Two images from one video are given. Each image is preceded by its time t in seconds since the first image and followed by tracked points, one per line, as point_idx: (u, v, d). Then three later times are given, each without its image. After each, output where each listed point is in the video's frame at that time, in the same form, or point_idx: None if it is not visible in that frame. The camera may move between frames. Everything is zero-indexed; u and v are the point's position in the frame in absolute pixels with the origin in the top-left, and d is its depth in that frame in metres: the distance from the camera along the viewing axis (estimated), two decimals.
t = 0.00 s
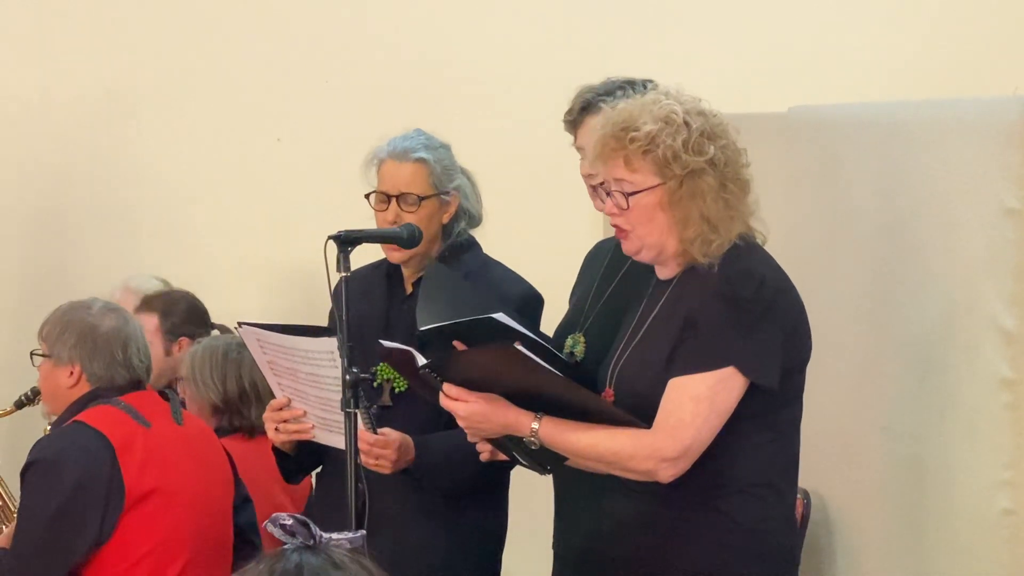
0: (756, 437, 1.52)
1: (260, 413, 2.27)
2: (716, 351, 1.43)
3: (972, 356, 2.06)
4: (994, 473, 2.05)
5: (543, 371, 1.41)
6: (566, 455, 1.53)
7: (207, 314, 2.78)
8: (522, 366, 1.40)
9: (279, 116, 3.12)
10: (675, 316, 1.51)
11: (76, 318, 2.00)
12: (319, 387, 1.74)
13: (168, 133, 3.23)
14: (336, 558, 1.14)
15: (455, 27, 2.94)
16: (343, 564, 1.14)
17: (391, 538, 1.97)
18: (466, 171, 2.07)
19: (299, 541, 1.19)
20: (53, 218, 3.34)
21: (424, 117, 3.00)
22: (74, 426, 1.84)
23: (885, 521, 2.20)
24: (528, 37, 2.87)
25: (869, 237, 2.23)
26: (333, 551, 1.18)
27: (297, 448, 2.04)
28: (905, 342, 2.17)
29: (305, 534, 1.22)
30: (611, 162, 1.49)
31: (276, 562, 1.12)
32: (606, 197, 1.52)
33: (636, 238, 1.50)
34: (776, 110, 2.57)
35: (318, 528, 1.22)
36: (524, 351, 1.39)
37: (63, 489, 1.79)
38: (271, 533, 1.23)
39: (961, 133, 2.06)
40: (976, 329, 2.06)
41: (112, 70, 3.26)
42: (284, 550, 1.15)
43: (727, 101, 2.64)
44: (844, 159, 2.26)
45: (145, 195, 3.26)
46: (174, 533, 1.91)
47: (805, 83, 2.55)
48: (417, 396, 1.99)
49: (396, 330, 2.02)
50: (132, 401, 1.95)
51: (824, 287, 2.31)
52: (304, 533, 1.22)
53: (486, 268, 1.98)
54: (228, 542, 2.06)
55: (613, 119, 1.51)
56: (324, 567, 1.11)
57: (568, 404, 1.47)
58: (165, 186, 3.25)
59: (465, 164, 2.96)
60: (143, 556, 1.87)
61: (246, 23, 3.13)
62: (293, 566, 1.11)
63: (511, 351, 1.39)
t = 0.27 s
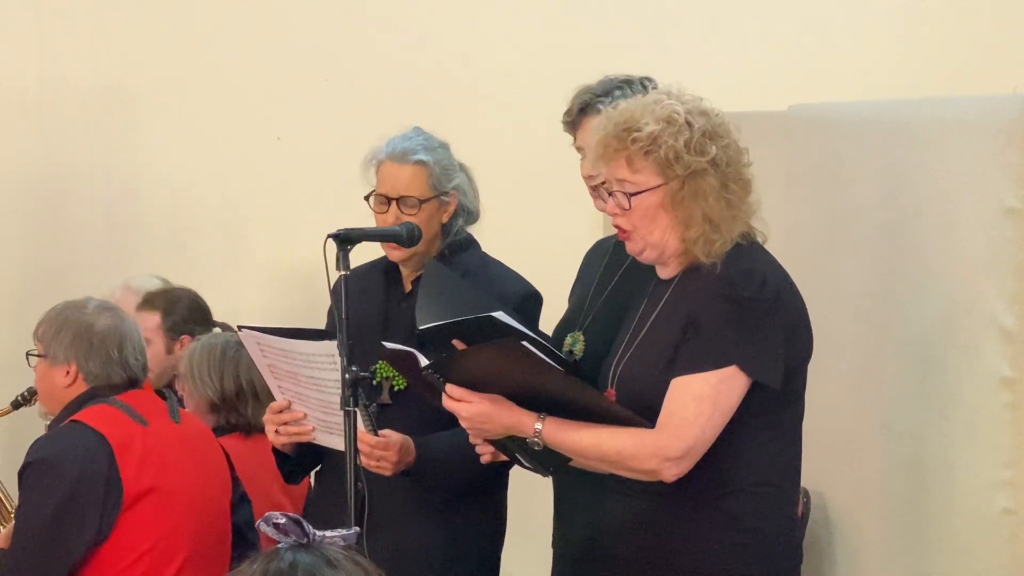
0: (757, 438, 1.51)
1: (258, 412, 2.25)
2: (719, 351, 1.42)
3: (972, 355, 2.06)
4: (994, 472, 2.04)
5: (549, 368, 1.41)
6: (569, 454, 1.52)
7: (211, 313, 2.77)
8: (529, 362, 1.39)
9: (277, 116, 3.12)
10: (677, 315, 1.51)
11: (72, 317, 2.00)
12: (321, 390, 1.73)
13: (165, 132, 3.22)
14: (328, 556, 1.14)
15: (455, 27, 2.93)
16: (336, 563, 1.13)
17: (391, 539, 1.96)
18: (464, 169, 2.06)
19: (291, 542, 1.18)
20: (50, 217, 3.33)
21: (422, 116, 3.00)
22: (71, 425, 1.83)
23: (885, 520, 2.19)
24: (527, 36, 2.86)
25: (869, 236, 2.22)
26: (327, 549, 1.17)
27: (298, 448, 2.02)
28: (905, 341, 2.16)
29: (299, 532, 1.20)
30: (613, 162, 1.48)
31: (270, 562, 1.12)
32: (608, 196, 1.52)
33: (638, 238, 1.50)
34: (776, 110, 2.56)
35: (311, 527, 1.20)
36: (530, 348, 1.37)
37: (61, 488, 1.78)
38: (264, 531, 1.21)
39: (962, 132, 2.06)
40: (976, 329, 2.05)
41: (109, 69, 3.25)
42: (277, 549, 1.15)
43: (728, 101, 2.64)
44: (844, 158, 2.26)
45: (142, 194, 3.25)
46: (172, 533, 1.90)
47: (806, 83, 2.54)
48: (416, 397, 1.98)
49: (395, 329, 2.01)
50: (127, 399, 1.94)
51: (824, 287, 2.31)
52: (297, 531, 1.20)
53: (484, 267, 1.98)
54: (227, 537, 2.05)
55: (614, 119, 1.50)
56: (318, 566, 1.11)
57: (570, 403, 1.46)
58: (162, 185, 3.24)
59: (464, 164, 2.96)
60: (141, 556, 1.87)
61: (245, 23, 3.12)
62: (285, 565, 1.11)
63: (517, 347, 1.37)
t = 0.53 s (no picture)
0: (756, 436, 1.51)
1: (259, 412, 2.27)
2: (721, 347, 1.43)
3: (973, 354, 2.06)
4: (994, 471, 2.05)
5: (547, 365, 1.45)
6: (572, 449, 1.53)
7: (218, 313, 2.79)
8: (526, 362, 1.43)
9: (280, 115, 3.13)
10: (680, 314, 1.51)
11: (81, 314, 2.01)
12: (318, 387, 1.75)
13: (167, 130, 3.23)
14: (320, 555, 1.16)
15: (456, 26, 2.94)
16: (328, 563, 1.15)
17: (393, 535, 1.97)
18: (461, 168, 2.07)
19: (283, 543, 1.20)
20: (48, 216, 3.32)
21: (424, 115, 3.00)
22: (76, 424, 1.85)
23: (885, 519, 2.20)
24: (530, 35, 2.87)
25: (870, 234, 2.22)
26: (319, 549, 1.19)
27: (296, 446, 2.06)
28: (906, 340, 2.16)
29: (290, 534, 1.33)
30: (621, 157, 1.49)
31: (263, 564, 1.13)
32: (614, 191, 1.53)
33: (643, 234, 1.51)
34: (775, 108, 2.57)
35: (300, 526, 1.33)
36: (528, 349, 1.42)
37: (65, 487, 1.80)
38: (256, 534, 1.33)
39: (962, 131, 2.06)
40: (976, 327, 2.06)
41: (109, 67, 3.25)
42: (271, 550, 1.17)
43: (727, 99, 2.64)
44: (845, 157, 2.26)
45: (144, 193, 3.26)
46: (175, 532, 1.92)
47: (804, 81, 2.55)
48: (417, 395, 1.99)
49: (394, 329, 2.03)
50: (134, 399, 1.96)
51: (824, 285, 2.31)
52: (288, 531, 1.32)
53: (483, 266, 1.99)
54: (228, 539, 2.07)
55: (625, 115, 1.51)
56: (311, 567, 1.13)
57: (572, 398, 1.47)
58: (164, 184, 3.25)
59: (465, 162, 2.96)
60: (144, 555, 1.88)
61: (247, 22, 3.13)
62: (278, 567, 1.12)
63: (515, 349, 1.43)
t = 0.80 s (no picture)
0: (757, 439, 1.52)
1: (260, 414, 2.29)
2: (726, 351, 1.43)
3: (973, 356, 2.06)
4: (994, 472, 2.05)
5: (555, 369, 1.43)
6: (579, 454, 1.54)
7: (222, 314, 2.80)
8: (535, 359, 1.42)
9: (280, 116, 3.14)
10: (683, 318, 1.51)
11: (84, 316, 2.02)
12: (315, 388, 1.75)
13: (167, 132, 3.24)
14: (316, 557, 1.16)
15: (456, 28, 2.95)
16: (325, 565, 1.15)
17: (393, 537, 1.98)
18: (458, 168, 2.08)
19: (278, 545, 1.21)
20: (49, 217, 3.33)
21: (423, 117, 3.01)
22: (79, 426, 1.86)
23: (885, 520, 2.20)
24: (530, 35, 2.87)
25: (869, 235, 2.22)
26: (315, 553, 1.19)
27: (294, 449, 2.06)
28: (906, 341, 2.17)
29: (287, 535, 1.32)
30: (625, 159, 1.50)
31: (259, 566, 1.14)
32: (618, 193, 1.54)
33: (647, 236, 1.52)
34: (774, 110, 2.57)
35: (297, 529, 1.32)
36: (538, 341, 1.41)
37: (67, 488, 1.81)
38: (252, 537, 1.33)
39: (962, 132, 2.06)
40: (976, 329, 2.06)
41: (109, 69, 3.26)
42: (266, 552, 1.17)
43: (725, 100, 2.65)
44: (844, 159, 2.26)
45: (145, 194, 3.27)
46: (177, 534, 1.93)
47: (803, 82, 2.55)
48: (416, 396, 2.00)
49: (392, 330, 2.03)
50: (136, 402, 1.97)
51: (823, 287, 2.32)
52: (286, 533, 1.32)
53: (480, 267, 2.00)
54: (228, 543, 2.08)
55: (629, 117, 1.52)
56: (307, 569, 1.13)
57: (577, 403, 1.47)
58: (165, 185, 3.26)
59: (465, 164, 2.97)
60: (146, 557, 1.89)
61: (248, 24, 3.14)
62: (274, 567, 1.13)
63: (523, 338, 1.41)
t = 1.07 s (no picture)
0: (757, 440, 1.52)
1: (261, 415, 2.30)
2: (727, 351, 1.44)
3: (973, 357, 2.06)
4: (994, 474, 2.05)
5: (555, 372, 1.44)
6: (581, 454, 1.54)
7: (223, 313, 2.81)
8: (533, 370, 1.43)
9: (281, 117, 3.14)
10: (685, 319, 1.52)
11: (86, 317, 2.03)
12: (316, 390, 1.76)
13: (169, 133, 3.24)
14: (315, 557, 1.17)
15: (457, 29, 2.96)
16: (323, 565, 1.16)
17: (394, 537, 1.98)
18: (457, 170, 2.08)
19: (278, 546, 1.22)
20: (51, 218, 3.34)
21: (424, 117, 3.02)
22: (80, 427, 1.87)
23: (885, 521, 2.20)
24: (531, 37, 2.88)
25: (869, 236, 2.23)
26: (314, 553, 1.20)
27: (295, 450, 2.06)
28: (906, 342, 2.16)
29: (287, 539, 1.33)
30: (627, 159, 1.50)
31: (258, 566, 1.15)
32: (619, 194, 1.54)
33: (648, 237, 1.52)
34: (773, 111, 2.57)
35: (296, 531, 1.33)
36: (535, 355, 1.41)
37: (69, 489, 1.82)
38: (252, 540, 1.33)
39: (962, 134, 2.06)
40: (976, 330, 2.06)
41: (111, 70, 3.26)
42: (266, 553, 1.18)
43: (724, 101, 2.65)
44: (844, 160, 2.26)
45: (145, 195, 3.28)
46: (178, 535, 1.94)
47: (802, 83, 2.56)
48: (417, 397, 2.00)
49: (392, 331, 2.04)
50: (137, 403, 1.98)
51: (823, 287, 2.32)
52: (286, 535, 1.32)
53: (479, 269, 2.01)
54: (230, 544, 2.07)
55: (631, 118, 1.52)
56: (307, 568, 1.14)
57: (576, 404, 1.48)
58: (166, 186, 3.26)
59: (466, 165, 2.98)
60: (146, 558, 1.89)
61: (248, 25, 3.15)
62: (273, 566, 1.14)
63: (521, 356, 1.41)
